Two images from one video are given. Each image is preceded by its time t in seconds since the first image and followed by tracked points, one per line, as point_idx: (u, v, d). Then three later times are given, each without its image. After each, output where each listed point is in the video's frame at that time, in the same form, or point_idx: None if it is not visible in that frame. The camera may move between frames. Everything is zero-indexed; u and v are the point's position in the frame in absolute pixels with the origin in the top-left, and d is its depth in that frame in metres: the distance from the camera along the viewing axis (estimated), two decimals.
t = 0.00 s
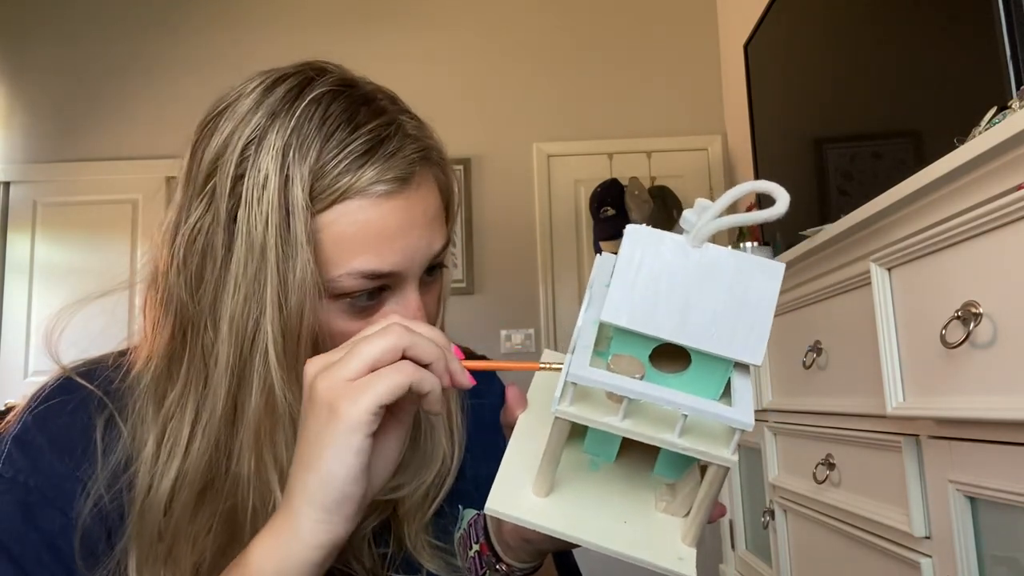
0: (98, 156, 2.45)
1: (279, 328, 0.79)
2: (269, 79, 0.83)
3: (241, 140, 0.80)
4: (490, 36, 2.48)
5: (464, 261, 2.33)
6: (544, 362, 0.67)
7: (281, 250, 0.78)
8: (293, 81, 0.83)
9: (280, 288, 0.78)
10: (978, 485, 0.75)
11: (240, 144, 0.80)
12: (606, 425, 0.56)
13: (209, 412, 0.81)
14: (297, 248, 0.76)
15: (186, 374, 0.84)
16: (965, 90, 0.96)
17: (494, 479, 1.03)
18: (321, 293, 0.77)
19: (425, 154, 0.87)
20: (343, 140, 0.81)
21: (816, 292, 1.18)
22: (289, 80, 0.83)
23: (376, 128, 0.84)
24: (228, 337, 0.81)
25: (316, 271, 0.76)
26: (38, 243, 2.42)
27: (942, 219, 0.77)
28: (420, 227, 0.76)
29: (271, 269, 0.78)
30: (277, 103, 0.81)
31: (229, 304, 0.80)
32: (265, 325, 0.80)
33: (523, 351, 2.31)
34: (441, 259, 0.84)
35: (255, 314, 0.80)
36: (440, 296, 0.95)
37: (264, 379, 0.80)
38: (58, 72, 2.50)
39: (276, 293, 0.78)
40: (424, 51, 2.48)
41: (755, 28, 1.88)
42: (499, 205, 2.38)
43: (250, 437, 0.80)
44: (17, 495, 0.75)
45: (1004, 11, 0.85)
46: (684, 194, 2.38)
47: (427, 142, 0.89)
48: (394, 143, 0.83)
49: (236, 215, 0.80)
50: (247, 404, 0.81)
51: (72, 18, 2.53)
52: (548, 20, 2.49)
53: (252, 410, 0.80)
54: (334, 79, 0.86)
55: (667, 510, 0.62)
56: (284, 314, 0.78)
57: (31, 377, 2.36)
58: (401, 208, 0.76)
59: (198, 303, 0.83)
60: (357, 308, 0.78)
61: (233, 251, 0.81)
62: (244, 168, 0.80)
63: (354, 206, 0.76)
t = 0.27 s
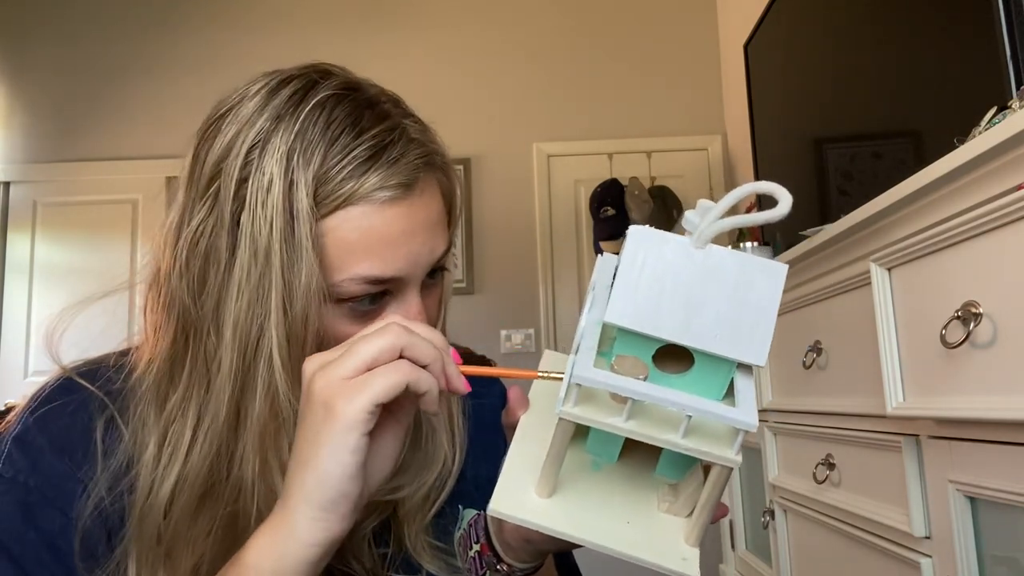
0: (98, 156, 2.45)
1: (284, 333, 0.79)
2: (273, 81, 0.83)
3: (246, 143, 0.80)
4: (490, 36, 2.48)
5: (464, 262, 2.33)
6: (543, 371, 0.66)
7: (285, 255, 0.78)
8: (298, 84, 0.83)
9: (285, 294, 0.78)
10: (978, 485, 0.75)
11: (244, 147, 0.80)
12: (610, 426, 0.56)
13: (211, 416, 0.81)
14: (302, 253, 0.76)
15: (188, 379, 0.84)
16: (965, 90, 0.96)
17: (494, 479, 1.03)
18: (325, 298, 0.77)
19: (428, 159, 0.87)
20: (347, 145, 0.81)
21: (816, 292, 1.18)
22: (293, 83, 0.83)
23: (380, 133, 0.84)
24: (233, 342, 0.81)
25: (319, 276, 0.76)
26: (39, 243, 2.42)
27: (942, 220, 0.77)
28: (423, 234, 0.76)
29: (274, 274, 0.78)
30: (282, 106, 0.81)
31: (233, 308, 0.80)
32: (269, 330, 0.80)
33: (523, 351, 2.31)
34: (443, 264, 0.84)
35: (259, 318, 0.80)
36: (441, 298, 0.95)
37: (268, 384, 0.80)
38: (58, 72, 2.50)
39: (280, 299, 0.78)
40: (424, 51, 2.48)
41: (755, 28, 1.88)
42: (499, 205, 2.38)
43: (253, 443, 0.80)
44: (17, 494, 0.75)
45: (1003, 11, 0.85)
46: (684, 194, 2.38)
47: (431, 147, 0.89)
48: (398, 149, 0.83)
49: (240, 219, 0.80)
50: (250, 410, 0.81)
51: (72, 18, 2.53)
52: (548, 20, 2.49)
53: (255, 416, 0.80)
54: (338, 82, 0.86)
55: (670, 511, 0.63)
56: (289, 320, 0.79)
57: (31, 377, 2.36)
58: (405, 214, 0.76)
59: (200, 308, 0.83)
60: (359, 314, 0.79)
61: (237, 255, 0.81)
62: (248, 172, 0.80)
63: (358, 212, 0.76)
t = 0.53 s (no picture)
0: (98, 156, 2.45)
1: (287, 335, 0.79)
2: (278, 83, 0.83)
3: (250, 145, 0.80)
4: (489, 36, 2.48)
5: (464, 261, 2.33)
6: (537, 363, 0.66)
7: (288, 256, 0.78)
8: (302, 86, 0.83)
9: (290, 296, 0.78)
10: (978, 485, 0.75)
11: (248, 149, 0.80)
12: (611, 429, 0.56)
13: (213, 417, 0.81)
14: (306, 255, 0.76)
15: (190, 380, 0.84)
16: (965, 90, 0.96)
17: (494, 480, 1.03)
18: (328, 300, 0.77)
19: (432, 162, 0.87)
20: (351, 147, 0.81)
21: (816, 292, 1.18)
22: (298, 84, 0.84)
23: (384, 135, 0.84)
24: (235, 343, 0.80)
25: (322, 278, 0.76)
26: (39, 243, 2.42)
27: (942, 220, 0.77)
28: (425, 237, 0.76)
29: (278, 276, 0.78)
30: (286, 108, 0.81)
31: (236, 309, 0.80)
32: (272, 332, 0.80)
33: (523, 351, 2.31)
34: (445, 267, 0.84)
35: (262, 319, 0.80)
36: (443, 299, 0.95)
37: (270, 385, 0.80)
38: (58, 72, 2.50)
39: (285, 302, 0.78)
40: (424, 51, 2.48)
41: (755, 28, 1.88)
42: (499, 205, 2.38)
43: (256, 444, 0.80)
44: (18, 494, 0.75)
45: (1003, 11, 0.85)
46: (684, 194, 2.38)
47: (434, 149, 0.89)
48: (402, 152, 0.83)
49: (244, 220, 0.80)
50: (253, 411, 0.81)
51: (72, 18, 2.53)
52: (548, 20, 2.49)
53: (258, 417, 0.80)
54: (342, 84, 0.86)
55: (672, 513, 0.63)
56: (292, 322, 0.79)
57: (31, 377, 2.36)
58: (408, 217, 0.76)
59: (203, 310, 0.83)
60: (361, 314, 0.80)
61: (240, 257, 0.81)
62: (253, 174, 0.80)
63: (361, 215, 0.76)
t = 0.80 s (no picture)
0: (98, 156, 2.45)
1: (288, 335, 0.79)
2: (277, 82, 0.83)
3: (250, 144, 0.80)
4: (489, 36, 2.48)
5: (464, 261, 2.33)
6: (538, 367, 0.66)
7: (289, 255, 0.77)
8: (302, 86, 0.83)
9: (290, 296, 0.78)
10: (978, 485, 0.75)
11: (248, 148, 0.80)
12: (611, 431, 0.56)
13: (215, 416, 0.81)
14: (305, 254, 0.76)
15: (191, 380, 0.84)
16: (965, 90, 0.96)
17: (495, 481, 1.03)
18: (329, 299, 0.77)
19: (431, 161, 0.87)
20: (350, 147, 0.81)
21: (816, 292, 1.18)
22: (297, 83, 0.84)
23: (384, 135, 0.84)
24: (237, 341, 0.80)
25: (321, 276, 0.76)
26: (39, 243, 2.42)
27: (942, 219, 0.77)
28: (425, 237, 0.76)
29: (278, 275, 0.78)
30: (286, 107, 0.81)
31: (236, 309, 0.80)
32: (273, 332, 0.80)
33: (523, 351, 2.31)
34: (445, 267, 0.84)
35: (264, 319, 0.80)
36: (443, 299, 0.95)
37: (271, 385, 0.80)
38: (57, 72, 2.50)
39: (285, 303, 0.78)
40: (425, 50, 2.48)
41: (755, 29, 1.88)
42: (498, 205, 2.38)
43: (257, 445, 0.80)
44: (18, 494, 0.75)
45: (1004, 11, 0.85)
46: (684, 194, 2.38)
47: (434, 149, 0.89)
48: (402, 152, 0.83)
49: (244, 220, 0.80)
50: (253, 411, 0.81)
51: (72, 18, 2.53)
52: (548, 20, 2.49)
53: (258, 417, 0.80)
54: (342, 83, 0.86)
55: (671, 513, 0.63)
56: (292, 322, 0.78)
57: (31, 377, 2.36)
58: (407, 216, 0.76)
59: (204, 309, 0.83)
60: (360, 314, 0.80)
61: (241, 257, 0.81)
62: (252, 173, 0.80)
63: (361, 214, 0.76)
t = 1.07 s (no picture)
0: (98, 156, 2.45)
1: (288, 333, 0.79)
2: (276, 81, 0.83)
3: (250, 144, 0.80)
4: (489, 36, 2.48)
5: (464, 261, 2.33)
6: (535, 365, 0.66)
7: (288, 253, 0.77)
8: (301, 85, 0.83)
9: (290, 295, 0.78)
10: (978, 485, 0.75)
11: (248, 147, 0.80)
12: (610, 431, 0.56)
13: (215, 415, 0.81)
14: (305, 253, 0.76)
15: (191, 380, 0.84)
16: (965, 90, 0.96)
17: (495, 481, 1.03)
18: (328, 297, 0.77)
19: (430, 160, 0.87)
20: (350, 146, 0.81)
21: (816, 292, 1.18)
22: (297, 82, 0.84)
23: (383, 134, 0.84)
24: (236, 340, 0.80)
25: (320, 275, 0.76)
26: (39, 243, 2.42)
27: (942, 219, 0.77)
28: (424, 236, 0.76)
29: (278, 274, 0.78)
30: (285, 106, 0.81)
31: (236, 308, 0.80)
32: (272, 331, 0.80)
33: (523, 351, 2.31)
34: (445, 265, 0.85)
35: (263, 317, 0.80)
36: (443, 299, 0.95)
37: (271, 384, 0.80)
38: (57, 72, 2.50)
39: (285, 302, 0.78)
40: (425, 50, 2.48)
41: (755, 29, 1.88)
42: (498, 204, 2.38)
43: (257, 443, 0.80)
44: (18, 494, 0.75)
45: (1004, 11, 0.85)
46: (684, 194, 2.38)
47: (433, 148, 0.89)
48: (401, 151, 0.83)
49: (244, 219, 0.80)
50: (252, 410, 0.81)
51: (72, 18, 2.53)
52: (548, 20, 2.49)
53: (258, 416, 0.80)
54: (341, 82, 0.86)
55: (671, 512, 0.63)
56: (292, 321, 0.78)
57: (31, 377, 2.36)
58: (406, 215, 0.76)
59: (203, 308, 0.83)
60: (360, 313, 0.80)
61: (240, 257, 0.80)
62: (252, 172, 0.80)
63: (360, 213, 0.76)
